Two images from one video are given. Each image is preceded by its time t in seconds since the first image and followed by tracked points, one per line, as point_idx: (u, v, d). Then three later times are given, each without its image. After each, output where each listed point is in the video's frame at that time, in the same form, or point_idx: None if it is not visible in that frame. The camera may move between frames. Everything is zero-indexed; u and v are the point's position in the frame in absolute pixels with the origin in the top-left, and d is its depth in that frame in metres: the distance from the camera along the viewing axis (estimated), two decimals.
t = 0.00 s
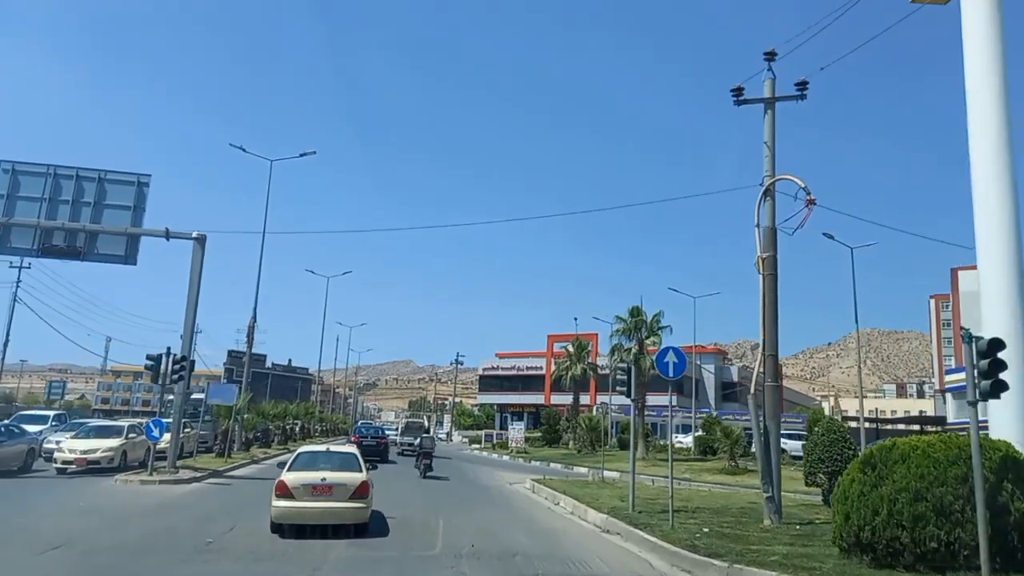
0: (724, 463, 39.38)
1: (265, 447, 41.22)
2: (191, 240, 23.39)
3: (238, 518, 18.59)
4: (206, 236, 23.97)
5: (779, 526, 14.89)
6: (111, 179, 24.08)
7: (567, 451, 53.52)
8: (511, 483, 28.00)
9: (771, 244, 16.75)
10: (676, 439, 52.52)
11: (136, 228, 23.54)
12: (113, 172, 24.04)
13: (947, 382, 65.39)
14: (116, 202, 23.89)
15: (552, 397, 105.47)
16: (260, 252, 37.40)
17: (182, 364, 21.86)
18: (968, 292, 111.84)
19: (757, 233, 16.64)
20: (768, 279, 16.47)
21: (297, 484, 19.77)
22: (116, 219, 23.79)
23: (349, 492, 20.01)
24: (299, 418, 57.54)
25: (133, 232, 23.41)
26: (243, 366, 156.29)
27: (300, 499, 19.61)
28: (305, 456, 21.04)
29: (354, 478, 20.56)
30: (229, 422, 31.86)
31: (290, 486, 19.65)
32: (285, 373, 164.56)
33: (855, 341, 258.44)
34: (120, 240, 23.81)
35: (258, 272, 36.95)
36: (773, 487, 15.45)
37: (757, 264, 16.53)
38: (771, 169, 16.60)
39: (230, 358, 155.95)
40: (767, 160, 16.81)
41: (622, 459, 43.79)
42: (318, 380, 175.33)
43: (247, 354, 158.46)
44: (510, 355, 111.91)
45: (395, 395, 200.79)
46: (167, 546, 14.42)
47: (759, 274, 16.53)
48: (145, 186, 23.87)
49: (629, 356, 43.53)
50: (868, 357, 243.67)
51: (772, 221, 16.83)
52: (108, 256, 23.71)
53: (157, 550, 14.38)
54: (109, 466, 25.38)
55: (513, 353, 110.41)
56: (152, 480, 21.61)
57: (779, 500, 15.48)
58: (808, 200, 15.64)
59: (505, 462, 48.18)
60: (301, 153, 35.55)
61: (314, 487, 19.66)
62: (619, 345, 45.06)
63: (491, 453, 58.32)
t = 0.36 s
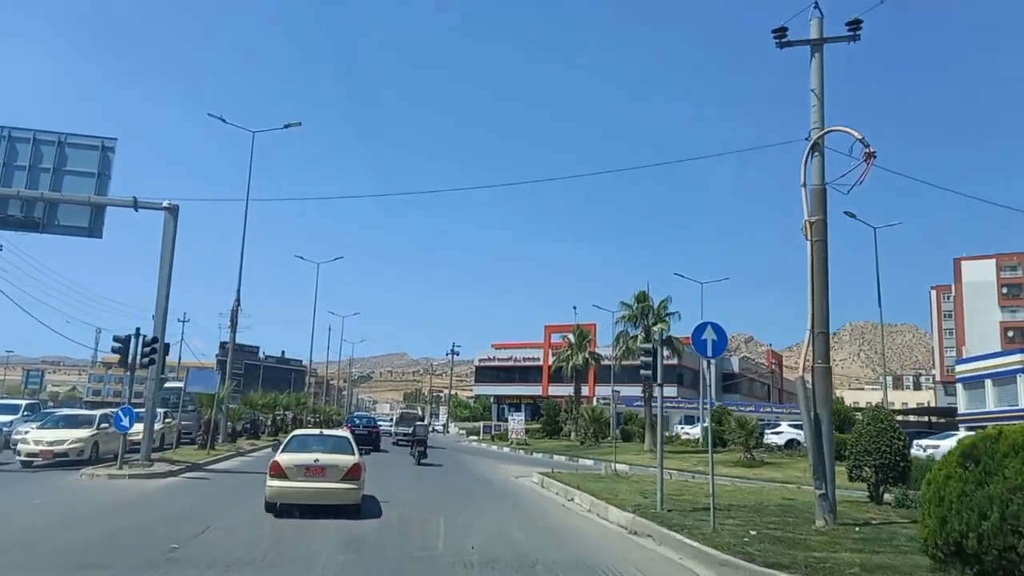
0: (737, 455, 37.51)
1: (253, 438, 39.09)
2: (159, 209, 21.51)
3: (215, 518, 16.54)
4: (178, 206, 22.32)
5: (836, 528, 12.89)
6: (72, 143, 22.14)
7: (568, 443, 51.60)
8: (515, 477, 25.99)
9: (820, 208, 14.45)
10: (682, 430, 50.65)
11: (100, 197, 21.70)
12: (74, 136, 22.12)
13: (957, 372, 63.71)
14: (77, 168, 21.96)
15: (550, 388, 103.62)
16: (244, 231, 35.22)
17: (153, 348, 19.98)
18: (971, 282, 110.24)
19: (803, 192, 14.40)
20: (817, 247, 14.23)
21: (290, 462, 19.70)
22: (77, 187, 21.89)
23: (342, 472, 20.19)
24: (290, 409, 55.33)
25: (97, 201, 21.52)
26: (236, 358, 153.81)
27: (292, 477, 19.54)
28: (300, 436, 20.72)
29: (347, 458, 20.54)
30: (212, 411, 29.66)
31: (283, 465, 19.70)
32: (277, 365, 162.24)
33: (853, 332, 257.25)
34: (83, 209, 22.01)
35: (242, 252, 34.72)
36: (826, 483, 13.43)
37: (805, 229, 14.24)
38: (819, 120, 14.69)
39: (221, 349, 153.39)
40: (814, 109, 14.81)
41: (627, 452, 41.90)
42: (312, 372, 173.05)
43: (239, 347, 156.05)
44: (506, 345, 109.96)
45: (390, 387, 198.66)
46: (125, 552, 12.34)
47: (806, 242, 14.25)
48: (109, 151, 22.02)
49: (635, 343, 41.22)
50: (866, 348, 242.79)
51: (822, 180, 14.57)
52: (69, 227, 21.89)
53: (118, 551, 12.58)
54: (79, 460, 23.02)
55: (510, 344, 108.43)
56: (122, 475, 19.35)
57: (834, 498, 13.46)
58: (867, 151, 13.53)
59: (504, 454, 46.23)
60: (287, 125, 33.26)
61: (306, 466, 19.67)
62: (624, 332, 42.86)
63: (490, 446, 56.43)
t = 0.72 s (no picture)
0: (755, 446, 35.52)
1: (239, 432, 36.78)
2: (124, 172, 19.54)
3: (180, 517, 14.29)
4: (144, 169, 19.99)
5: (921, 535, 10.59)
6: (26, 100, 20.01)
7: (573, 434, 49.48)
8: (521, 471, 23.89)
9: (891, 153, 12.07)
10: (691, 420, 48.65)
11: (57, 159, 19.54)
12: (27, 92, 19.95)
13: (972, 358, 61.86)
14: (31, 128, 19.82)
15: (549, 378, 101.68)
16: (227, 209, 32.91)
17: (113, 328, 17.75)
18: (977, 268, 108.39)
19: (870, 135, 12.04)
20: (890, 198, 11.86)
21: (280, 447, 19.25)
22: (32, 149, 19.77)
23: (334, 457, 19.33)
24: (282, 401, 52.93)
25: (53, 164, 19.39)
26: (229, 351, 151.27)
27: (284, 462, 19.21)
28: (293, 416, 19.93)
29: (339, 442, 20.02)
30: (190, 402, 27.33)
31: (274, 449, 19.14)
32: (271, 357, 159.97)
33: (852, 322, 255.69)
34: (38, 173, 19.84)
35: (224, 231, 32.37)
36: (905, 480, 11.13)
37: (873, 178, 11.84)
38: (888, 51, 12.37)
39: (215, 342, 150.84)
40: (883, 38, 12.51)
41: (637, 443, 39.86)
42: (306, 364, 170.65)
43: (233, 339, 153.70)
44: (504, 335, 107.89)
45: (386, 380, 196.38)
46: (57, 563, 10.04)
47: (876, 192, 11.88)
48: (67, 108, 19.85)
49: (645, 328, 39.07)
50: (865, 337, 241.28)
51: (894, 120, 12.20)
52: (25, 193, 19.77)
53: (66, 557, 10.55)
54: (36, 455, 20.77)
55: (508, 334, 106.29)
56: (78, 472, 17.11)
57: (914, 497, 11.15)
58: (954, 82, 11.28)
59: (507, 447, 44.08)
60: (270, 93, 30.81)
61: (297, 451, 19.14)
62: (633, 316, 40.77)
63: (490, 438, 54.29)
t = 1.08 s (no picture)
0: (769, 432, 33.62)
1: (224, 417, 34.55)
2: (84, 123, 17.12)
3: (137, 514, 12.32)
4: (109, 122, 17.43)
5: None
6: None
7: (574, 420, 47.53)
8: (527, 458, 22.02)
9: (984, 84, 10.15)
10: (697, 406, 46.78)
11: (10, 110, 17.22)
12: None
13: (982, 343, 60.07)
14: None
15: (546, 365, 99.89)
16: (209, 180, 30.69)
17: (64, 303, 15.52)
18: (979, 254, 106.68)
19: (960, 61, 10.12)
20: (984, 135, 9.94)
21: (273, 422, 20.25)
22: None
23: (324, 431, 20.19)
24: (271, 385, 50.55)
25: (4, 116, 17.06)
26: (221, 338, 148.88)
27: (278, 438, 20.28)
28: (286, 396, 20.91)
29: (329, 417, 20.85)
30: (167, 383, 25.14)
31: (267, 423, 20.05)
32: (264, 344, 157.71)
33: (847, 309, 254.57)
34: None
35: (206, 203, 30.09)
36: (1006, 470, 9.21)
37: (964, 111, 9.93)
38: None
39: (208, 329, 148.45)
40: None
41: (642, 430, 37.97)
42: (300, 351, 168.45)
43: (226, 325, 151.43)
44: (501, 321, 105.91)
45: (380, 367, 194.28)
46: None
47: (967, 128, 9.96)
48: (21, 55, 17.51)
49: (652, 309, 37.05)
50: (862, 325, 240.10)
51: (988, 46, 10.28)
52: None
53: None
54: None
55: (505, 320, 104.34)
56: (27, 461, 15.09)
57: (1017, 491, 9.22)
58: None
59: (506, 433, 42.15)
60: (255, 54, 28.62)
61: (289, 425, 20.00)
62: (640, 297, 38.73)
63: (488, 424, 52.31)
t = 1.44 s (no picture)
0: (785, 428, 31.77)
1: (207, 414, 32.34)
2: (36, 81, 15.42)
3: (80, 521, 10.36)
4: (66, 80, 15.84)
5: None
6: None
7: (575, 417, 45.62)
8: (535, 455, 20.23)
9: None
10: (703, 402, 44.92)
11: None
12: None
13: (993, 336, 58.34)
14: None
15: (543, 361, 98.08)
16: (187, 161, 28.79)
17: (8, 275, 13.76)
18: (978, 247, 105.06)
19: None
20: None
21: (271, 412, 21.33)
22: None
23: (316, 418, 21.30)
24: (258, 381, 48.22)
25: None
26: (214, 335, 146.85)
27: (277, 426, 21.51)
28: (281, 386, 22.33)
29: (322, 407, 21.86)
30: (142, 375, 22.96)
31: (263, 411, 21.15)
32: (257, 342, 155.52)
33: (842, 306, 253.65)
34: None
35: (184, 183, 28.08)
36: None
37: None
38: None
39: (202, 326, 146.44)
40: None
41: (649, 425, 36.12)
42: (294, 350, 166.44)
43: (219, 323, 149.31)
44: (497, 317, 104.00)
45: (375, 365, 192.28)
46: None
47: None
48: None
49: (660, 299, 35.13)
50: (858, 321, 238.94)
51: None
52: None
53: None
54: None
55: (501, 315, 102.51)
56: None
57: None
58: None
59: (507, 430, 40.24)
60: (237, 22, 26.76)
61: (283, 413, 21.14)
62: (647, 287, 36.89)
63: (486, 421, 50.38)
